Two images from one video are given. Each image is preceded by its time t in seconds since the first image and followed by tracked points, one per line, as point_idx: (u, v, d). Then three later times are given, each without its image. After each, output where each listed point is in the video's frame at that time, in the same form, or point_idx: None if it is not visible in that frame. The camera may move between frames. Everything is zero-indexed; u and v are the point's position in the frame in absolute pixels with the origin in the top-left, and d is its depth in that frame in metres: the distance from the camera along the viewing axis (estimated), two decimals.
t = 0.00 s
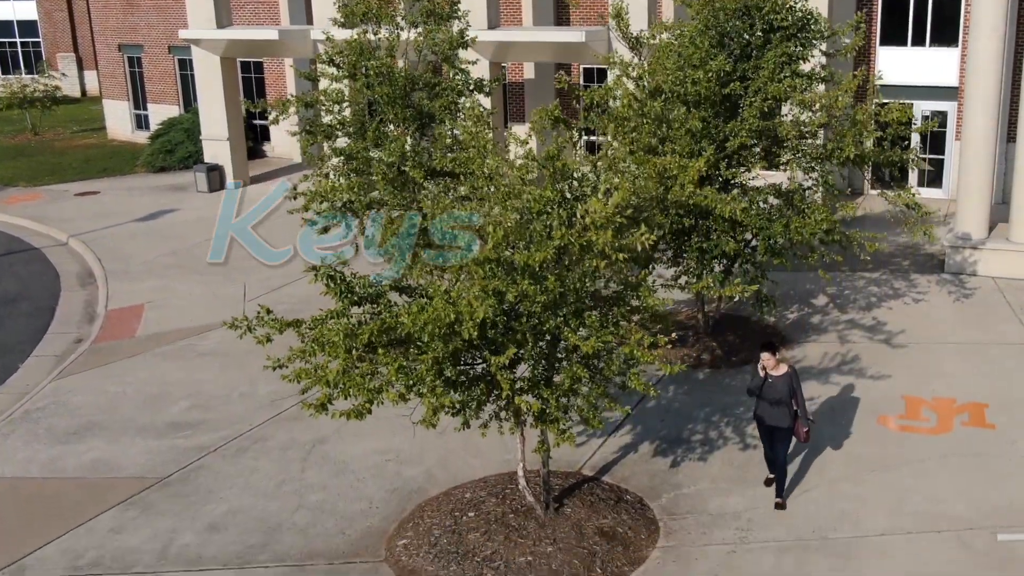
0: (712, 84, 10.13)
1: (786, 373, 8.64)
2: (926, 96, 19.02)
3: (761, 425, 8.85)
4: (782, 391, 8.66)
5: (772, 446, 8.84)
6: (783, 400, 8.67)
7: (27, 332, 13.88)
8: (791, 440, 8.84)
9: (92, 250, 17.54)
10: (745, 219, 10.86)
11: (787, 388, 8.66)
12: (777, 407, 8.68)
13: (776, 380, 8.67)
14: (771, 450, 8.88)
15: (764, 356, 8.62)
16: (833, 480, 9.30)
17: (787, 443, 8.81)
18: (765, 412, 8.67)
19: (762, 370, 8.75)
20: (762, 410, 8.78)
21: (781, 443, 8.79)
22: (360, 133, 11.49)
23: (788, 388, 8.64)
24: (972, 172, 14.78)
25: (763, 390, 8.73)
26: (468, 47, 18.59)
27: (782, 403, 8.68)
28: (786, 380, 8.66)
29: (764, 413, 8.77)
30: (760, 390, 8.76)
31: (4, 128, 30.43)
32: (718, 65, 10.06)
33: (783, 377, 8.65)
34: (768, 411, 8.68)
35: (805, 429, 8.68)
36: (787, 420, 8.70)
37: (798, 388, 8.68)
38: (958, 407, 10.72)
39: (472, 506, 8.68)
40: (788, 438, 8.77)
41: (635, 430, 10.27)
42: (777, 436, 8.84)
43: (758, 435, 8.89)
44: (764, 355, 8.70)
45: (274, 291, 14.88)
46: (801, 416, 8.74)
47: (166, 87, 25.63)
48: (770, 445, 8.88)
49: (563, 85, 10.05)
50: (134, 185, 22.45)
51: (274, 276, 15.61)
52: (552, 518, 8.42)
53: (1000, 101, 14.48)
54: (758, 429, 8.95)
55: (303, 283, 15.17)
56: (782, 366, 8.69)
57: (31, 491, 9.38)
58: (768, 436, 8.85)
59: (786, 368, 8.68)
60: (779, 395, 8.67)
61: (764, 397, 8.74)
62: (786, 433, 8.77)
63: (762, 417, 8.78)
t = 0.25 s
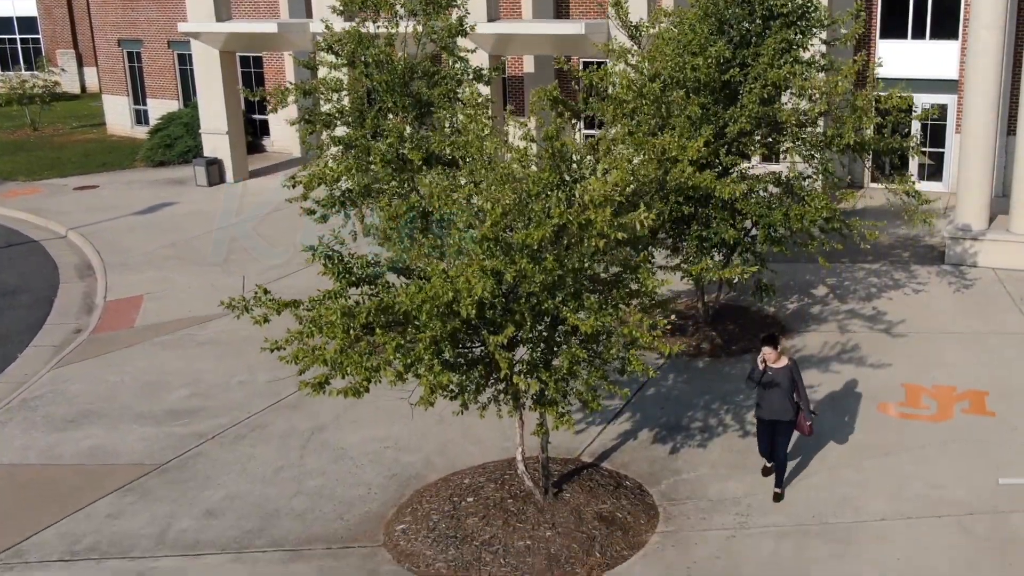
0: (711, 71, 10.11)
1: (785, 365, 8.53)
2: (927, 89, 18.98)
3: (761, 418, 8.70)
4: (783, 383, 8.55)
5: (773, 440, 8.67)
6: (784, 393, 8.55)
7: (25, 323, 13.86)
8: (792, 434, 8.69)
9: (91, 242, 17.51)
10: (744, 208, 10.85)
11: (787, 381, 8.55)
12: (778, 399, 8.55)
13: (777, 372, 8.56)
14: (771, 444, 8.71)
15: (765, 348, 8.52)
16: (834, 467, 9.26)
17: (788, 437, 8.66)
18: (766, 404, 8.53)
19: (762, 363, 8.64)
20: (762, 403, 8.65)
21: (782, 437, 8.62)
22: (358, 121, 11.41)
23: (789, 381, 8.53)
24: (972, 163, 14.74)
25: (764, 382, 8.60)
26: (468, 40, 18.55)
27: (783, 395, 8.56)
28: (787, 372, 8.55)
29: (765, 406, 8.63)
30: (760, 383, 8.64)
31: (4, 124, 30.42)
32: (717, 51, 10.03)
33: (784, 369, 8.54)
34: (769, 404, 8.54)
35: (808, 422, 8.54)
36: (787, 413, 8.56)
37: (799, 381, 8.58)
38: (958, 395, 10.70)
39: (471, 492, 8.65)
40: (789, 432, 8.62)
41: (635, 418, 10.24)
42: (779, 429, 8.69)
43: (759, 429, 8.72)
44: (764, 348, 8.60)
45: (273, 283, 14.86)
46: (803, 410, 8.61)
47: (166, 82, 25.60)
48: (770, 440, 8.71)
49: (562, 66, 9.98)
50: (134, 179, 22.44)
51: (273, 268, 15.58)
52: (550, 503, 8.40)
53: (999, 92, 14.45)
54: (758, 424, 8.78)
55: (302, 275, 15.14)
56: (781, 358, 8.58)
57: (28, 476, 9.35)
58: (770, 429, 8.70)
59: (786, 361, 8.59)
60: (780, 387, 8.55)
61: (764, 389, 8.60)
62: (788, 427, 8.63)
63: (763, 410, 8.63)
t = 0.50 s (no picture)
0: (710, 55, 10.07)
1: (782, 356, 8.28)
2: (927, 81, 18.95)
3: (757, 411, 8.44)
4: (779, 375, 8.28)
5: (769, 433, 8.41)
6: (781, 385, 8.29)
7: (22, 312, 13.82)
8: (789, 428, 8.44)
9: (89, 233, 17.47)
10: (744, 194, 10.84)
11: (784, 373, 8.28)
12: (775, 391, 8.29)
13: (774, 363, 8.29)
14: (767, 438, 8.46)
15: (761, 339, 8.24)
16: (834, 451, 9.22)
17: (784, 430, 8.41)
18: (763, 397, 8.26)
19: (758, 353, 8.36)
20: (758, 396, 8.38)
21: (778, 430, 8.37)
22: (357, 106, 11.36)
23: (786, 372, 8.26)
24: (973, 152, 14.69)
25: (760, 374, 8.34)
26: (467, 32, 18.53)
27: (780, 387, 8.30)
28: (784, 364, 8.29)
29: (760, 399, 8.36)
30: (756, 375, 8.37)
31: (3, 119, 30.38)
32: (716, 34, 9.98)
33: (781, 360, 8.27)
34: (765, 396, 8.27)
35: (805, 416, 8.28)
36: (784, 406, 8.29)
37: (796, 373, 8.32)
38: (958, 381, 10.67)
39: (469, 475, 8.61)
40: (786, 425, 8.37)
41: (634, 403, 10.20)
42: (775, 423, 8.43)
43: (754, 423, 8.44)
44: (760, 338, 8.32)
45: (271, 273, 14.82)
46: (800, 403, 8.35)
47: (165, 77, 25.56)
48: (766, 433, 8.45)
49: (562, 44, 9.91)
50: (132, 172, 22.40)
51: (272, 258, 15.54)
52: (549, 486, 8.35)
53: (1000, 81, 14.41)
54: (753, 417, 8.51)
55: (301, 265, 15.11)
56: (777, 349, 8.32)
57: (24, 461, 9.31)
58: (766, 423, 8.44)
59: (783, 351, 8.32)
60: (776, 379, 8.29)
61: (760, 381, 8.34)
62: (784, 420, 8.38)
63: (759, 402, 8.37)
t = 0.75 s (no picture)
0: (710, 40, 10.02)
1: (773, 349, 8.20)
2: (927, 74, 18.93)
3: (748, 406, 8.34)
4: (770, 368, 8.19)
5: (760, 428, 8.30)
6: (772, 378, 8.20)
7: (21, 302, 13.80)
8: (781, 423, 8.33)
9: (88, 226, 17.46)
10: (743, 183, 10.84)
11: (776, 366, 8.19)
12: (766, 385, 8.19)
13: (765, 356, 8.21)
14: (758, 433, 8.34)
15: (752, 331, 8.17)
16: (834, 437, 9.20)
17: (776, 425, 8.30)
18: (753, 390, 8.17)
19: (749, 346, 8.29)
20: (749, 389, 8.29)
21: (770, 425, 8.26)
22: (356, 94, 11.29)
23: (778, 365, 8.17)
24: (973, 143, 14.66)
25: (750, 367, 8.26)
26: (467, 24, 18.50)
27: (771, 380, 8.20)
28: (775, 357, 8.20)
29: (751, 393, 8.28)
30: (747, 368, 8.29)
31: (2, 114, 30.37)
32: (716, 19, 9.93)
33: (772, 353, 8.19)
34: (756, 390, 8.18)
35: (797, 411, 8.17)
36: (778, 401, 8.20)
37: (788, 367, 8.23)
38: (959, 368, 10.65)
39: (468, 460, 8.59)
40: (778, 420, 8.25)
41: (633, 390, 10.18)
42: (766, 417, 8.32)
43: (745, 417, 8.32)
44: (751, 331, 8.25)
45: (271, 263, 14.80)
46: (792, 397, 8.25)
47: (165, 71, 25.54)
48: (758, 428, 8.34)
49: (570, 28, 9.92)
50: (132, 166, 22.39)
51: (271, 249, 15.53)
52: (548, 470, 8.33)
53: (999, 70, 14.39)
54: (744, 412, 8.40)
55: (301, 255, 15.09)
56: (768, 342, 8.25)
57: (21, 447, 9.28)
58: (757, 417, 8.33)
59: (774, 344, 8.24)
60: (767, 372, 8.20)
61: (751, 375, 8.25)
62: (776, 415, 8.27)
63: (750, 396, 8.27)
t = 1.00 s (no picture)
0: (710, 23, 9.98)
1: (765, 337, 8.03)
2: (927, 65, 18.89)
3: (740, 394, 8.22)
4: (761, 356, 8.05)
5: (752, 418, 8.17)
6: (762, 367, 8.05)
7: (19, 291, 13.77)
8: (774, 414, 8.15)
9: (87, 217, 17.43)
10: (743, 169, 10.81)
11: (766, 354, 8.04)
12: (755, 373, 8.06)
13: (756, 343, 8.07)
14: (750, 423, 8.21)
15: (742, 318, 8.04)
16: (834, 421, 9.16)
17: (768, 416, 8.13)
18: (742, 379, 8.06)
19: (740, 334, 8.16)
20: (740, 378, 8.18)
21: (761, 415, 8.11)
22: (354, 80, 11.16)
23: (768, 353, 8.02)
24: (973, 132, 14.62)
25: (741, 355, 8.15)
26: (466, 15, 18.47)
27: (761, 369, 8.06)
28: (766, 344, 8.04)
29: (742, 381, 8.17)
30: (738, 356, 8.18)
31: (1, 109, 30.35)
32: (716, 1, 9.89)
33: (763, 340, 8.04)
34: (745, 379, 8.06)
35: (789, 400, 7.97)
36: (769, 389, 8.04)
37: (780, 354, 8.06)
38: (959, 354, 10.62)
39: (467, 442, 8.56)
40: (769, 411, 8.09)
41: (633, 375, 10.15)
42: (758, 407, 8.15)
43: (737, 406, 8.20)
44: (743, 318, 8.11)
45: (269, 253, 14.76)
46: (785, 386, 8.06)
47: (164, 65, 25.52)
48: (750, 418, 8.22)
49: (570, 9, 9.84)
50: (131, 160, 22.36)
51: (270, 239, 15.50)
52: (547, 452, 8.30)
53: (1000, 59, 14.34)
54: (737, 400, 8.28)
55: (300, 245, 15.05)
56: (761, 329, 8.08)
57: (18, 431, 9.24)
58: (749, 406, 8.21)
59: (766, 332, 8.06)
60: (757, 360, 8.06)
61: (742, 362, 8.14)
62: (768, 404, 8.10)
63: (741, 384, 8.17)
